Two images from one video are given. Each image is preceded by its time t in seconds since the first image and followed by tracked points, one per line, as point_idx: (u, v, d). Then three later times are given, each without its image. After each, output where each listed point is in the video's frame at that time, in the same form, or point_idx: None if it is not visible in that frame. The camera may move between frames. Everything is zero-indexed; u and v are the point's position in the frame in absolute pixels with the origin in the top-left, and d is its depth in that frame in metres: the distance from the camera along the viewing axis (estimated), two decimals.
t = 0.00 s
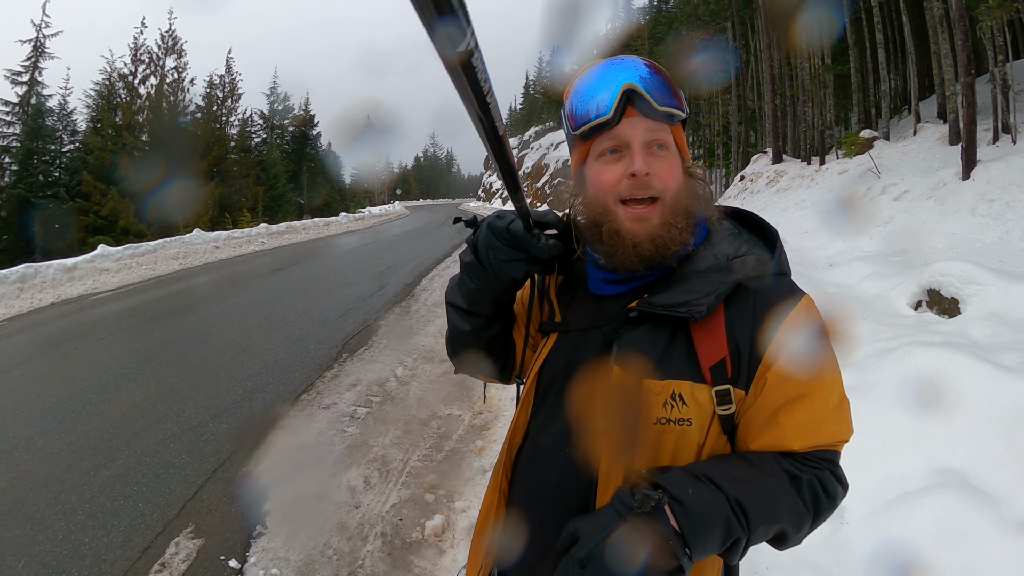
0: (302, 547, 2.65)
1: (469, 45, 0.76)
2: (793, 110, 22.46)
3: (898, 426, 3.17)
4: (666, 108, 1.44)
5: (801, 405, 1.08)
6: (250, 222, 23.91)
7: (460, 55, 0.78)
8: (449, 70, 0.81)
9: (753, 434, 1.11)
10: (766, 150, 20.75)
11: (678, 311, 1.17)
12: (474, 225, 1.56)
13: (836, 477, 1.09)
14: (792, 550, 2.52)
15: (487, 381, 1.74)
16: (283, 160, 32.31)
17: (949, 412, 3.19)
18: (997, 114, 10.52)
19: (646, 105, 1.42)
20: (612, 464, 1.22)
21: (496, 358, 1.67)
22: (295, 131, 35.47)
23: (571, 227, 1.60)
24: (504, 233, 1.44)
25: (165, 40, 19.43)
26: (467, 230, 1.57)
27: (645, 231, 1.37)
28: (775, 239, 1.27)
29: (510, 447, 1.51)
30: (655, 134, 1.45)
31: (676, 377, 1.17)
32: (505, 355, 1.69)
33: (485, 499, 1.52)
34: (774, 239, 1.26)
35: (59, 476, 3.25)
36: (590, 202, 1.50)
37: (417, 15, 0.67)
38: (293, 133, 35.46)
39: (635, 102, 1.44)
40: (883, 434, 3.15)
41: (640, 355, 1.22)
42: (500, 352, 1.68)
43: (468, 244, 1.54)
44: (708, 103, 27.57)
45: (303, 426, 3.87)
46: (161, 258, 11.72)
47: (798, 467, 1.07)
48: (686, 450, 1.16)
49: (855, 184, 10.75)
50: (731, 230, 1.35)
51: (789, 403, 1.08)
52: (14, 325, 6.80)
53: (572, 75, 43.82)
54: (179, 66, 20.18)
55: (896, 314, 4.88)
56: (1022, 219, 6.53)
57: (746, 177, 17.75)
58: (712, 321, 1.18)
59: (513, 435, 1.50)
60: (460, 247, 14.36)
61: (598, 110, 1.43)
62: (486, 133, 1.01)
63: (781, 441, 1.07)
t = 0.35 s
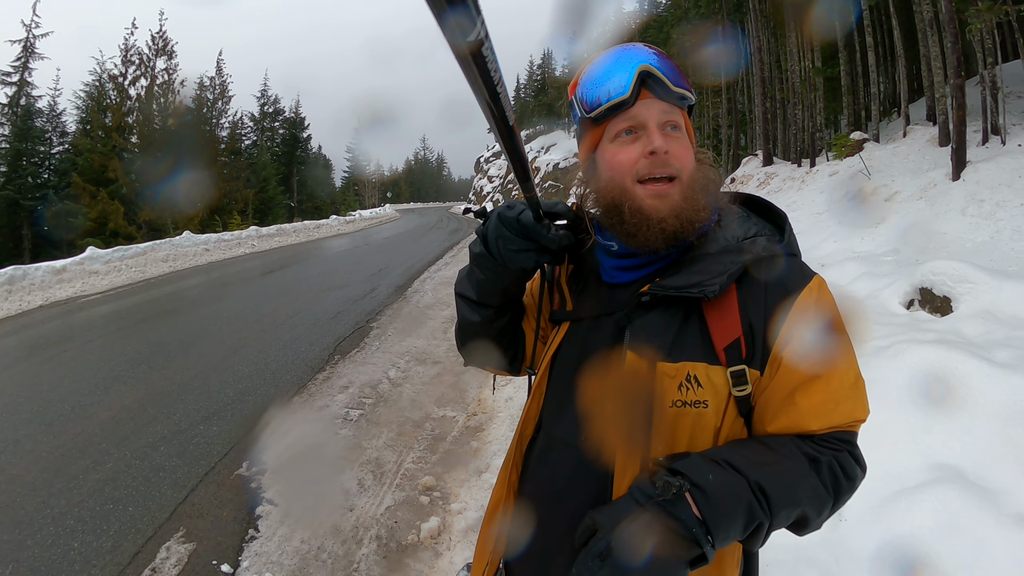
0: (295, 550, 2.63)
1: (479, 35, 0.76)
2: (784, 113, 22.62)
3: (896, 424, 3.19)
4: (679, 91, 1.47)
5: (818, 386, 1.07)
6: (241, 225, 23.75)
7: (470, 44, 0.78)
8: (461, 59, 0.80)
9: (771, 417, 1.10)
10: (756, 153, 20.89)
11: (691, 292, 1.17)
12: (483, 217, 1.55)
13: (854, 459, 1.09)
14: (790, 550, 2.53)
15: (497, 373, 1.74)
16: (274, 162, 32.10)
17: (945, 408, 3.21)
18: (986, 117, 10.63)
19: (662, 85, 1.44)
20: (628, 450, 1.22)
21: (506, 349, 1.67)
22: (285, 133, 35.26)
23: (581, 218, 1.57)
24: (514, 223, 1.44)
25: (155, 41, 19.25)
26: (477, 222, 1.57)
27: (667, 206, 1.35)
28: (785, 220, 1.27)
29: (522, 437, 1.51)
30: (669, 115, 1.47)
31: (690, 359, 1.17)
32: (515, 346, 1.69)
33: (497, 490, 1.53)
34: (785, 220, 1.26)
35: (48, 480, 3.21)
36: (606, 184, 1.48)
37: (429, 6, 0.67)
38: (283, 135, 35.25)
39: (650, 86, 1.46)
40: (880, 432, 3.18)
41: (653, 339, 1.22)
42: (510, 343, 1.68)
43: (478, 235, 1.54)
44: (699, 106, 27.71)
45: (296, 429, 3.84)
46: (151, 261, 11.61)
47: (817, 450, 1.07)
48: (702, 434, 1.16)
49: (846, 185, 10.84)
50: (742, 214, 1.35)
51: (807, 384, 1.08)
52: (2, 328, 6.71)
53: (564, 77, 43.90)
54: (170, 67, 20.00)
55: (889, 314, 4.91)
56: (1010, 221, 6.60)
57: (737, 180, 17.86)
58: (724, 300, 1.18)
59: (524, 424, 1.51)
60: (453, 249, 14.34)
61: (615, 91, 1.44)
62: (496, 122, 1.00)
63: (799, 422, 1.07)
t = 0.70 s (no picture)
0: (290, 556, 2.62)
1: (474, 52, 0.76)
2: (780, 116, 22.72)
3: (892, 431, 3.20)
4: (669, 110, 1.47)
5: (808, 404, 1.07)
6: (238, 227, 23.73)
7: (465, 61, 0.78)
8: (454, 75, 0.80)
9: (760, 435, 1.10)
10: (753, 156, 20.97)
11: (679, 307, 1.17)
12: (476, 231, 1.55)
13: (846, 476, 1.08)
14: (784, 558, 2.53)
15: (491, 387, 1.74)
16: (270, 165, 32.07)
17: (940, 414, 3.22)
18: (982, 120, 10.68)
19: (652, 105, 1.44)
20: (617, 469, 1.22)
21: (499, 364, 1.67)
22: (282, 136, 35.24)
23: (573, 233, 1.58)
24: (507, 239, 1.44)
25: (153, 43, 19.23)
26: (470, 236, 1.57)
27: (653, 225, 1.36)
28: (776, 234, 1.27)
29: (513, 452, 1.51)
30: (659, 134, 1.47)
31: (678, 376, 1.17)
32: (508, 360, 1.70)
33: (488, 506, 1.53)
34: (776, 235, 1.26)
35: (44, 484, 3.19)
36: (595, 202, 1.49)
37: (423, 20, 0.67)
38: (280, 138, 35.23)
39: (641, 105, 1.46)
40: (876, 440, 3.19)
41: (641, 355, 1.22)
42: (503, 357, 1.68)
43: (470, 250, 1.54)
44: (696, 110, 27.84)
45: (291, 434, 3.82)
46: (147, 263, 11.57)
47: (807, 470, 1.06)
48: (691, 452, 1.15)
49: (842, 189, 10.88)
50: (733, 228, 1.35)
51: (795, 402, 1.07)
52: None
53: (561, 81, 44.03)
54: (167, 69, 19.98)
55: (885, 318, 4.93)
56: (1005, 225, 6.64)
57: (733, 183, 17.92)
58: (713, 316, 1.18)
59: (515, 440, 1.51)
60: (449, 253, 14.35)
61: (605, 110, 1.44)
62: (489, 138, 1.00)
63: (787, 442, 1.07)
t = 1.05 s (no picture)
0: (283, 563, 2.60)
1: (471, 36, 0.77)
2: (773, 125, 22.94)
3: (888, 433, 3.21)
4: (658, 102, 1.49)
5: (807, 385, 1.06)
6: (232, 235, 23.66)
7: (461, 46, 0.79)
8: (451, 60, 0.81)
9: (757, 417, 1.10)
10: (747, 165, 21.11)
11: (675, 287, 1.17)
12: (477, 218, 1.56)
13: (848, 463, 1.06)
14: (780, 562, 2.53)
15: (492, 375, 1.74)
16: (265, 173, 32.03)
17: (936, 417, 3.22)
18: (974, 127, 10.79)
19: (641, 98, 1.46)
20: (614, 452, 1.21)
21: (500, 351, 1.68)
22: (277, 144, 35.23)
23: (572, 218, 1.57)
24: (506, 224, 1.44)
25: (149, 50, 19.23)
26: (471, 223, 1.57)
27: (643, 217, 1.37)
28: (776, 217, 1.26)
29: (511, 437, 1.51)
30: (650, 126, 1.48)
31: (675, 357, 1.17)
32: (508, 348, 1.69)
33: (486, 494, 1.52)
34: (775, 217, 1.25)
35: (35, 489, 3.15)
36: (586, 198, 1.50)
37: (419, 8, 0.68)
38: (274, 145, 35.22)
39: (631, 99, 1.48)
40: (872, 442, 3.20)
41: (638, 336, 1.22)
42: (504, 345, 1.68)
43: (471, 236, 1.55)
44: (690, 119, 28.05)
45: (285, 441, 3.80)
46: (142, 271, 11.51)
47: (805, 455, 1.05)
48: (688, 435, 1.15)
49: (836, 196, 10.97)
50: (731, 210, 1.35)
51: (792, 384, 1.07)
52: None
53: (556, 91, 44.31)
54: (163, 76, 19.97)
55: (879, 323, 4.96)
56: (996, 231, 6.70)
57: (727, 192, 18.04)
58: (709, 296, 1.18)
59: (513, 426, 1.51)
60: (444, 262, 14.35)
61: (594, 106, 1.46)
62: (488, 122, 1.01)
63: (784, 424, 1.06)
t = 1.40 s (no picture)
0: (278, 568, 2.58)
1: (465, 40, 0.78)
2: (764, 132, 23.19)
3: (883, 434, 3.24)
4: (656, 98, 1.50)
5: (807, 383, 1.08)
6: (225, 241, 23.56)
7: (455, 49, 0.79)
8: (445, 65, 0.82)
9: (758, 416, 1.11)
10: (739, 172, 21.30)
11: (679, 287, 1.18)
12: (477, 220, 1.56)
13: (842, 463, 1.08)
14: (776, 561, 2.53)
15: (494, 375, 1.75)
16: (258, 178, 31.91)
17: (930, 419, 3.25)
18: (962, 133, 10.94)
19: (641, 94, 1.48)
20: (617, 451, 1.22)
21: (502, 351, 1.68)
22: (270, 149, 35.13)
23: (572, 218, 1.57)
24: (506, 227, 1.45)
25: (143, 55, 19.16)
26: (472, 224, 1.58)
27: (648, 211, 1.36)
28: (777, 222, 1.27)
29: (512, 436, 1.52)
30: (650, 122, 1.49)
31: (677, 357, 1.18)
32: (510, 349, 1.70)
33: (486, 494, 1.53)
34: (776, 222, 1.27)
35: (27, 494, 3.12)
36: (590, 195, 1.50)
37: (411, 10, 0.68)
38: (268, 151, 35.13)
39: (630, 97, 1.49)
40: (867, 443, 3.22)
41: (640, 336, 1.23)
42: (505, 345, 1.69)
43: (472, 239, 1.56)
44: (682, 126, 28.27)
45: (279, 446, 3.77)
46: (134, 276, 11.42)
47: (804, 455, 1.06)
48: (689, 434, 1.16)
49: (826, 202, 11.08)
50: (731, 214, 1.36)
51: (793, 383, 1.08)
52: None
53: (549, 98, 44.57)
54: (156, 81, 19.88)
55: (871, 327, 5.01)
56: (984, 236, 6.78)
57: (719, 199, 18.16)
58: (711, 296, 1.19)
59: (514, 425, 1.51)
60: (436, 269, 14.33)
61: (596, 103, 1.47)
62: (486, 125, 1.01)
63: (785, 423, 1.07)
